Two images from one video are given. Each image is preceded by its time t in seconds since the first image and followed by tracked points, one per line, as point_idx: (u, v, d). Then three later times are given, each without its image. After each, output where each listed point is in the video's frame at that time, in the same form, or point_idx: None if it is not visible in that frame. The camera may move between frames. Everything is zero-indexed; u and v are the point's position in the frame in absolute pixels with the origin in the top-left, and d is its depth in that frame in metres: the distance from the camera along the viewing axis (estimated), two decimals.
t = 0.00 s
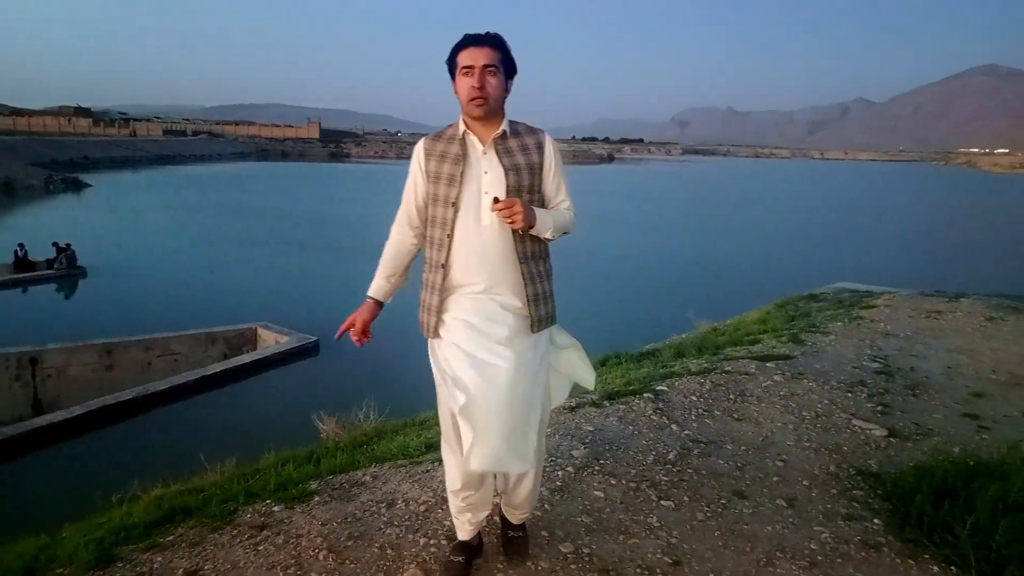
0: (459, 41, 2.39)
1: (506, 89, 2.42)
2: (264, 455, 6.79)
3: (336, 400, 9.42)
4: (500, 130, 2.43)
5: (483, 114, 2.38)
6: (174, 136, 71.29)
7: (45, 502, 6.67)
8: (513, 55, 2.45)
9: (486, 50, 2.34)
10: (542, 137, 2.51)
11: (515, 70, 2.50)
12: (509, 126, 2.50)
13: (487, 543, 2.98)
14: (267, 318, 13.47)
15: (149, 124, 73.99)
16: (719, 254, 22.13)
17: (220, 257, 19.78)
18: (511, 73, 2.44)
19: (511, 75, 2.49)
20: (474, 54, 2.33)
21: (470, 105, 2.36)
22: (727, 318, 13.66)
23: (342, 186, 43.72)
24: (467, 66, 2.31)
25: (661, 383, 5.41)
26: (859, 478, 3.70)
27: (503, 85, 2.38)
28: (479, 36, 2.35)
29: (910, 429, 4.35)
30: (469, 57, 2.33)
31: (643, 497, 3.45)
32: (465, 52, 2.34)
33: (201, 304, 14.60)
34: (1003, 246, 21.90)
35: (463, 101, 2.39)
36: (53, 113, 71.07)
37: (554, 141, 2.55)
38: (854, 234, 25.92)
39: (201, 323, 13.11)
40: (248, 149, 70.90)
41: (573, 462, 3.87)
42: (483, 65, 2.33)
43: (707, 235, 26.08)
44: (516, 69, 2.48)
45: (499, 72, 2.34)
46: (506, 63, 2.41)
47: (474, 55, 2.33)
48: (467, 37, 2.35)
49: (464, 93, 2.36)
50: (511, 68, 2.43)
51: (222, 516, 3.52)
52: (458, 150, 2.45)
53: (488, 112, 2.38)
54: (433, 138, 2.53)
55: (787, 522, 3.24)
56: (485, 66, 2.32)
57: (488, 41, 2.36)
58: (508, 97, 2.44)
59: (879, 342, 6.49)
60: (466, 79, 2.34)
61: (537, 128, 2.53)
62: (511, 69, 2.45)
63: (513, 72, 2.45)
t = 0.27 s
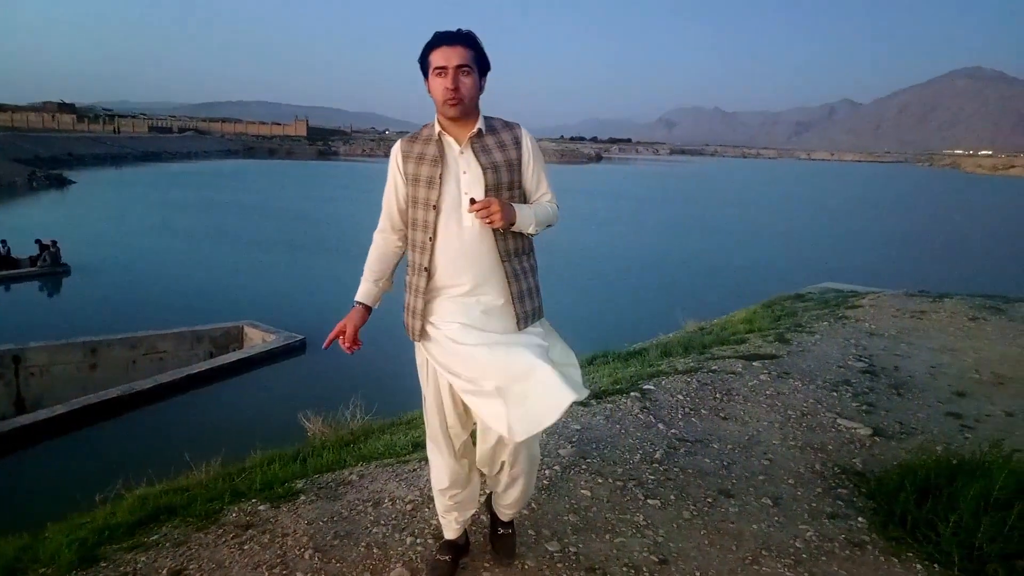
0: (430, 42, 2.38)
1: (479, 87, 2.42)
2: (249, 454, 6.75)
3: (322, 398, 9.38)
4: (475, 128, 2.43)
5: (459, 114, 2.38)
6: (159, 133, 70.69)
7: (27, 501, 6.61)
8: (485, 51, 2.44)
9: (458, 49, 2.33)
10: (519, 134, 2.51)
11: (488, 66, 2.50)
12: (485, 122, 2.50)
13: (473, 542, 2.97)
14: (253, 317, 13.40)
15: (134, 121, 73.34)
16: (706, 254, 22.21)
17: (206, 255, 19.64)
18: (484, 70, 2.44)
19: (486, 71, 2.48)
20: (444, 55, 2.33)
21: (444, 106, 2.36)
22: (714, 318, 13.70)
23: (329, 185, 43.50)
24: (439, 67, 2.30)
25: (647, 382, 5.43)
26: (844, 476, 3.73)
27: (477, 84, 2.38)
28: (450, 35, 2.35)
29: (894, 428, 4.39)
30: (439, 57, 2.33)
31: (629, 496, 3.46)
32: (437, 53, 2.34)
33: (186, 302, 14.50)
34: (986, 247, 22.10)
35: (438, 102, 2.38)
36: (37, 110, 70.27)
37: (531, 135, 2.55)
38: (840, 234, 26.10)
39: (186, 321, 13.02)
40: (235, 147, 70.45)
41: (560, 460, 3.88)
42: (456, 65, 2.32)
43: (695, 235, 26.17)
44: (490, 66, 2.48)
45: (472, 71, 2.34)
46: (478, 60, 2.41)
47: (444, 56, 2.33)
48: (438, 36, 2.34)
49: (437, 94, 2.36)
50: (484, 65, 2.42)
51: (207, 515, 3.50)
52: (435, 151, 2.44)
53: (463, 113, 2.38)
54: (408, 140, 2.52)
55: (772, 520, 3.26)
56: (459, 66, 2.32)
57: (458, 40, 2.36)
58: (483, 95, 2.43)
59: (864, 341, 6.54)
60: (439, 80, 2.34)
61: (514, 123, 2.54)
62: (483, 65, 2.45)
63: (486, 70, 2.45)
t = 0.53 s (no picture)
0: (420, 40, 2.38)
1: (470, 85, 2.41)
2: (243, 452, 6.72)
3: (315, 396, 9.36)
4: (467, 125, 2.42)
5: (449, 112, 2.37)
6: (153, 129, 70.39)
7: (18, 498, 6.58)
8: (476, 49, 2.43)
9: (447, 48, 2.32)
10: (511, 129, 2.48)
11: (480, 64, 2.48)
12: (476, 119, 2.48)
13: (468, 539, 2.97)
14: (247, 314, 13.35)
15: (128, 117, 73.05)
16: (701, 252, 22.21)
17: (200, 253, 19.58)
18: (475, 69, 2.43)
19: (478, 69, 2.47)
20: (433, 53, 2.32)
21: (434, 104, 2.36)
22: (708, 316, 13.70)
23: (324, 182, 43.40)
24: (428, 65, 2.30)
25: (642, 380, 5.44)
26: (837, 474, 3.74)
27: (467, 81, 2.36)
28: (440, 33, 2.34)
29: (888, 426, 4.40)
30: (429, 55, 2.33)
31: (624, 494, 3.47)
32: (427, 50, 2.33)
33: (180, 299, 14.45)
34: (979, 246, 22.21)
35: (427, 100, 2.38)
36: (30, 106, 69.90)
37: (525, 130, 2.51)
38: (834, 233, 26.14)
39: (180, 318, 12.98)
40: (229, 144, 70.24)
41: (555, 458, 3.88)
42: (445, 63, 2.32)
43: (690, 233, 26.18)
44: (481, 63, 2.46)
45: (462, 69, 2.33)
46: (469, 58, 2.39)
47: (434, 54, 2.32)
48: (427, 34, 2.34)
49: (427, 92, 2.36)
50: (475, 63, 2.42)
51: (202, 512, 3.50)
52: (426, 150, 2.44)
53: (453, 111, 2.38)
54: (401, 140, 2.53)
55: (766, 518, 3.27)
56: (448, 64, 2.31)
57: (449, 38, 2.35)
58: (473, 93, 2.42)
59: (859, 340, 6.55)
60: (428, 78, 2.34)
61: (506, 119, 2.50)
62: (475, 63, 2.44)
63: (477, 68, 2.44)
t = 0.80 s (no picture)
0: (430, 34, 2.37)
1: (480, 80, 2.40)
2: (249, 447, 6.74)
3: (321, 391, 9.37)
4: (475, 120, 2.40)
5: (457, 106, 2.36)
6: (160, 125, 70.57)
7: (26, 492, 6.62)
8: (487, 44, 2.42)
9: (457, 41, 2.32)
10: (519, 124, 2.44)
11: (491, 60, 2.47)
12: (485, 113, 2.45)
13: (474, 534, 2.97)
14: (253, 309, 13.39)
15: (135, 112, 73.23)
16: (707, 248, 22.15)
17: (207, 248, 19.64)
18: (485, 63, 2.41)
19: (488, 65, 2.45)
20: (443, 46, 2.32)
21: (441, 98, 2.33)
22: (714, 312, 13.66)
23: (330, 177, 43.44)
24: (437, 59, 2.29)
25: (648, 376, 5.44)
26: (844, 471, 3.74)
27: (477, 75, 2.35)
28: (450, 27, 2.33)
29: (894, 423, 4.38)
30: (438, 49, 2.32)
31: (630, 489, 3.47)
32: (437, 44, 2.33)
33: (187, 294, 14.50)
34: (987, 242, 22.09)
35: (435, 94, 2.36)
36: (38, 101, 70.13)
37: (535, 124, 2.47)
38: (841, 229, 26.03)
39: (186, 313, 13.02)
40: (235, 139, 70.33)
41: (561, 453, 3.88)
42: (454, 57, 2.31)
43: (697, 229, 26.12)
44: (491, 56, 2.45)
45: (471, 63, 2.32)
46: (480, 54, 2.39)
47: (444, 48, 2.32)
48: (438, 28, 2.33)
49: (435, 86, 2.34)
50: (485, 58, 2.41)
51: (209, 506, 3.51)
52: (434, 146, 2.45)
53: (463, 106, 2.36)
54: (412, 134, 2.53)
55: (773, 514, 3.26)
56: (457, 58, 2.30)
57: (460, 32, 2.34)
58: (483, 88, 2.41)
59: (866, 336, 6.53)
60: (437, 72, 2.33)
61: (515, 113, 2.47)
62: (486, 58, 2.43)
63: (486, 63, 2.42)
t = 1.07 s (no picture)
0: (448, 36, 2.39)
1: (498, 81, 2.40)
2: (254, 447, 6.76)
3: (326, 392, 9.38)
4: (491, 121, 2.39)
5: (472, 106, 2.35)
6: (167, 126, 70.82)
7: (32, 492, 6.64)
8: (506, 46, 2.42)
9: (472, 42, 2.33)
10: (537, 124, 2.41)
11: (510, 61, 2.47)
12: (503, 114, 2.43)
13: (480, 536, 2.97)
14: (259, 310, 13.42)
15: (142, 113, 73.53)
16: (712, 249, 22.11)
17: (213, 248, 19.71)
18: (503, 64, 2.41)
19: (507, 66, 2.45)
20: (460, 47, 2.33)
21: (457, 98, 2.34)
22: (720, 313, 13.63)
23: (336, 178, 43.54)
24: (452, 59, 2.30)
25: (654, 377, 5.43)
26: (850, 472, 3.72)
27: (493, 75, 2.34)
28: (466, 28, 2.34)
29: (901, 425, 4.37)
30: (455, 50, 2.33)
31: (636, 490, 3.46)
32: (454, 45, 2.34)
33: (192, 295, 14.54)
34: (993, 243, 22.01)
35: (452, 94, 2.37)
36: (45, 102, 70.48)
37: (554, 124, 2.42)
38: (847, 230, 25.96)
39: (192, 314, 13.06)
40: (241, 140, 70.56)
41: (567, 454, 3.88)
42: (469, 58, 2.32)
43: (702, 230, 26.08)
44: (510, 57, 2.44)
45: (487, 63, 2.32)
46: (497, 54, 2.38)
47: (460, 48, 2.33)
48: (456, 29, 2.35)
49: (452, 86, 2.35)
50: (503, 60, 2.41)
51: (215, 506, 3.52)
52: (450, 147, 2.47)
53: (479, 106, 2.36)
54: (433, 136, 2.56)
55: (778, 516, 3.25)
56: (472, 58, 2.30)
57: (476, 32, 2.34)
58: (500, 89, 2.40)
59: (873, 338, 6.51)
60: (453, 72, 2.34)
61: (534, 114, 2.43)
62: (504, 60, 2.43)
63: (504, 64, 2.42)
